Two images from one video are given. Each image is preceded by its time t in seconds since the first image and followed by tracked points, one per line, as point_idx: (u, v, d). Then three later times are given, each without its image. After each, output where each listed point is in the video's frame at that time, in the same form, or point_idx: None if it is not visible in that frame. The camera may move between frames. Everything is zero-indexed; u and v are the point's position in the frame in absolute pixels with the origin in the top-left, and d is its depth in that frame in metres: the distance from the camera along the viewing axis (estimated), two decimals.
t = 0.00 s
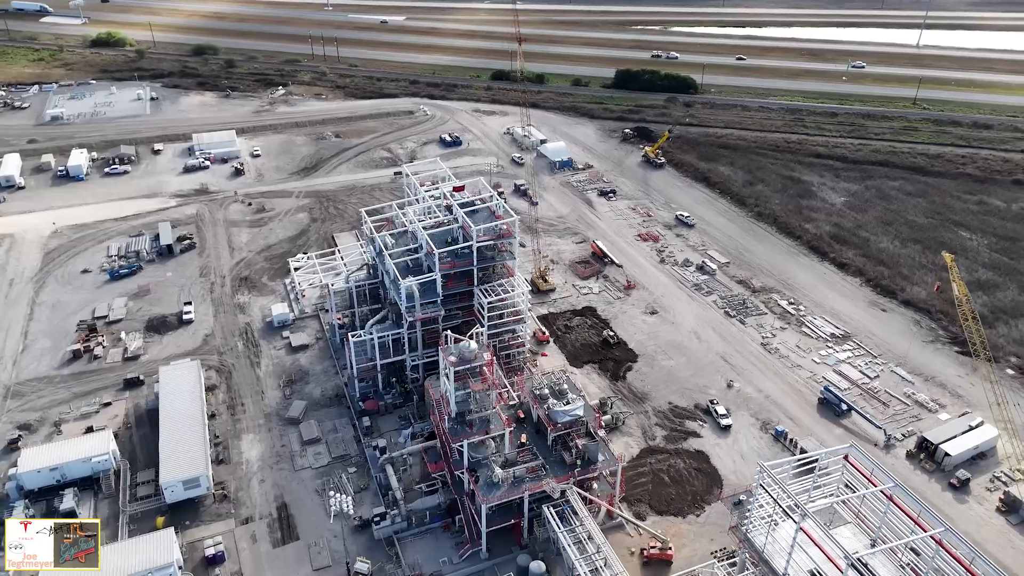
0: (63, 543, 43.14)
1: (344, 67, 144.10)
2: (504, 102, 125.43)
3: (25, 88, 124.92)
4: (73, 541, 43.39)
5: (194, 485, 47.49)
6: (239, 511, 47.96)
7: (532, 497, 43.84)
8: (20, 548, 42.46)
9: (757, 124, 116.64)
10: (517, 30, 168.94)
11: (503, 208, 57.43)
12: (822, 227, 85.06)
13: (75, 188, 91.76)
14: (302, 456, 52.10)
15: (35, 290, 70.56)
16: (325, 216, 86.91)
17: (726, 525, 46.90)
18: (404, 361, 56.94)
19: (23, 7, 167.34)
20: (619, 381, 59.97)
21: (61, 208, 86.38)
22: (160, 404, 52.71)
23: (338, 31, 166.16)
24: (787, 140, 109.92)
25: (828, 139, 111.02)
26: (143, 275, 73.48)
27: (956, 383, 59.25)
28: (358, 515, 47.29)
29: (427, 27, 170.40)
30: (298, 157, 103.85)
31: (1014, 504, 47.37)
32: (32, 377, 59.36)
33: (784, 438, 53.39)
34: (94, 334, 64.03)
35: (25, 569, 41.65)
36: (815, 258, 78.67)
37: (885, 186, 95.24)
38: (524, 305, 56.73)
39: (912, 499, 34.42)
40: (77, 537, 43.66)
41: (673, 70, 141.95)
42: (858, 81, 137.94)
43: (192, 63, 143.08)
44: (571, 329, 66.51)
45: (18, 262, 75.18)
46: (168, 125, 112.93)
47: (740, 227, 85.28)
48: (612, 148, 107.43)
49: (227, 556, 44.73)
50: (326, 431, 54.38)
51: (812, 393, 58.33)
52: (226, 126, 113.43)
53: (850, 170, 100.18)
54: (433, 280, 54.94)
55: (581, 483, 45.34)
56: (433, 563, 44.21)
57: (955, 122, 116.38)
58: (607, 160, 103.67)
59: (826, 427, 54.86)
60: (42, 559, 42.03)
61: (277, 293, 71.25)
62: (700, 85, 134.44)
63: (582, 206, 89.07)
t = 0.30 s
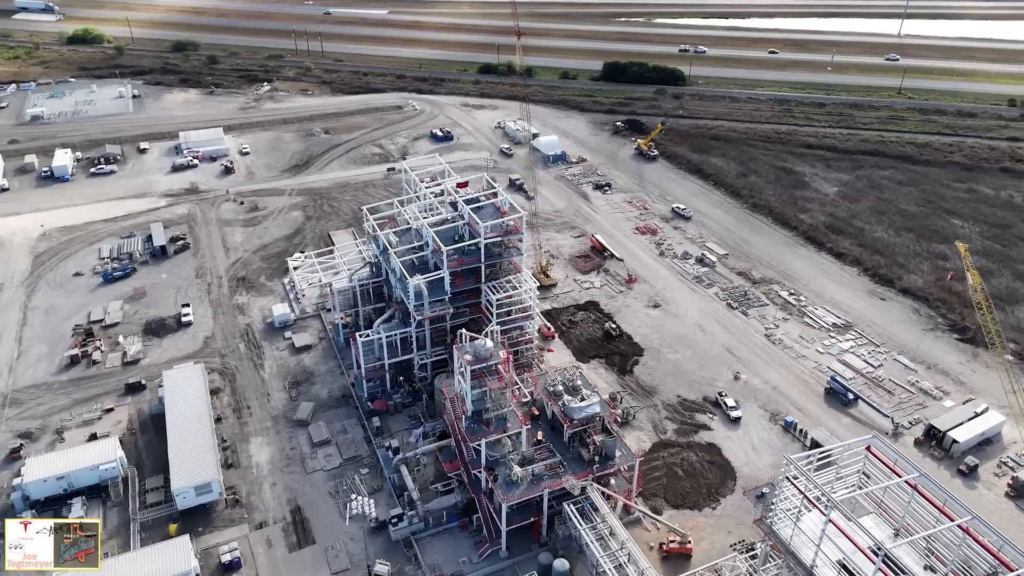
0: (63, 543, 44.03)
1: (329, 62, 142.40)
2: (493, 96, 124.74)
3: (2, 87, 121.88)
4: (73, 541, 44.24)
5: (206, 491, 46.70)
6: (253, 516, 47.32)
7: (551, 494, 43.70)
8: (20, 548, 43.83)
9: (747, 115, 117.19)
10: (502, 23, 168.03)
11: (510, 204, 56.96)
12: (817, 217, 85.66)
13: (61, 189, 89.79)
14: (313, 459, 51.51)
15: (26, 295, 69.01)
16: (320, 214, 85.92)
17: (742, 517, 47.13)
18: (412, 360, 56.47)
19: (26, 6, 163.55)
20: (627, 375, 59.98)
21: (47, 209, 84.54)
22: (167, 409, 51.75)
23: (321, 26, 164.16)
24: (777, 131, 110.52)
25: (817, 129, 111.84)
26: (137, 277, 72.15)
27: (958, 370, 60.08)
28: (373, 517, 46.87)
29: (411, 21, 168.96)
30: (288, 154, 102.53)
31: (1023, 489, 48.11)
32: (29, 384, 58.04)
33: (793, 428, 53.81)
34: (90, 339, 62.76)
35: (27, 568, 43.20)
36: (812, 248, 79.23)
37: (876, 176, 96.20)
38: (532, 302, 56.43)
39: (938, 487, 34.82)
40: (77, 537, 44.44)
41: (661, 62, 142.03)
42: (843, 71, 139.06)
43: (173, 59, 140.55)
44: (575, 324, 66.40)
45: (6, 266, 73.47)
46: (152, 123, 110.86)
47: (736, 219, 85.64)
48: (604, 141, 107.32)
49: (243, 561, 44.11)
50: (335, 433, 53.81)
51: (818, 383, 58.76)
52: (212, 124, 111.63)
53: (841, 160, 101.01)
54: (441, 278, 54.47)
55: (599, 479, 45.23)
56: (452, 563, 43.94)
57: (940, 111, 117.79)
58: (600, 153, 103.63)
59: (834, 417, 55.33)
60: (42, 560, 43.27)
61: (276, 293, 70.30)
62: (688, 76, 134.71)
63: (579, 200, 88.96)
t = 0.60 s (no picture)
0: (63, 543, 44.04)
1: (314, 59, 140.73)
2: (481, 91, 124.07)
3: None
4: (73, 541, 44.26)
5: (217, 497, 46.00)
6: (266, 521, 46.74)
7: (569, 492, 43.56)
8: (19, 548, 43.47)
9: (735, 108, 117.79)
10: (485, 18, 167.19)
11: (515, 201, 56.64)
12: (810, 209, 86.35)
13: (46, 192, 87.82)
14: (323, 462, 50.99)
15: (17, 301, 67.42)
16: (314, 213, 84.94)
17: (757, 510, 47.39)
18: (419, 360, 56.10)
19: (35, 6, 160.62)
20: (633, 371, 60.06)
21: (33, 213, 82.65)
22: (174, 415, 50.89)
23: (302, 22, 162.12)
24: (766, 123, 111.20)
25: (805, 121, 112.75)
26: (131, 281, 70.81)
27: (958, 358, 60.98)
28: (388, 520, 46.51)
29: (394, 16, 167.49)
30: (277, 153, 101.24)
31: None
32: (26, 393, 56.73)
33: (801, 420, 54.27)
34: (87, 345, 61.48)
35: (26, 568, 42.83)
36: (807, 240, 79.84)
37: (866, 167, 97.20)
38: (539, 300, 56.26)
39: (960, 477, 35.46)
40: (77, 537, 44.44)
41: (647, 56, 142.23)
42: (827, 63, 140.23)
43: (153, 58, 138.01)
44: (578, 320, 66.32)
45: None
46: (136, 123, 108.79)
47: (731, 212, 86.01)
48: (596, 136, 107.28)
49: (259, 568, 43.54)
50: (344, 435, 53.28)
51: (823, 374, 59.29)
52: (197, 123, 109.79)
53: (831, 152, 101.90)
54: (449, 277, 54.02)
55: (615, 476, 45.21)
56: (471, 564, 43.73)
57: (924, 102, 119.27)
58: (592, 148, 103.56)
59: (840, 408, 55.85)
60: (41, 559, 42.99)
61: (275, 295, 69.37)
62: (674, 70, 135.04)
63: (574, 196, 88.83)
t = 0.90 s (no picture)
0: (63, 543, 43.85)
1: (296, 57, 138.98)
2: (468, 87, 123.36)
3: None
4: (73, 541, 44.06)
5: (228, 504, 45.28)
6: (277, 527, 46.13)
7: (586, 489, 43.44)
8: (19, 547, 43.37)
9: (721, 101, 118.47)
10: (467, 13, 166.32)
11: (519, 199, 56.25)
12: (802, 201, 87.09)
13: (29, 196, 85.77)
14: (332, 465, 50.42)
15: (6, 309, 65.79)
16: (306, 213, 83.92)
17: (769, 502, 47.75)
18: (425, 360, 55.75)
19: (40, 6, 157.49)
20: (637, 366, 60.19)
21: (16, 217, 80.66)
22: (178, 421, 49.99)
23: (282, 19, 159.95)
24: (753, 116, 111.94)
25: (790, 113, 113.71)
26: (123, 285, 69.44)
27: (955, 346, 61.91)
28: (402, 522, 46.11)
29: (375, 12, 165.96)
30: (265, 153, 99.87)
31: None
32: (21, 402, 55.38)
33: (807, 412, 54.78)
34: (82, 352, 60.20)
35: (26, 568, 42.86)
36: (801, 232, 80.52)
37: (853, 158, 98.27)
38: (544, 297, 56.23)
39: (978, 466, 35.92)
40: (77, 537, 44.23)
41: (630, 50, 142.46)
42: (808, 56, 141.49)
43: (130, 57, 135.35)
44: (579, 316, 66.31)
45: None
46: (117, 124, 106.61)
47: (724, 206, 86.46)
48: (585, 131, 107.25)
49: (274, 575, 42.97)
50: (352, 438, 52.76)
51: (825, 365, 59.89)
52: (180, 123, 107.86)
53: (818, 144, 102.86)
54: (454, 276, 53.57)
55: (631, 473, 45.16)
56: (488, 564, 43.55)
57: (906, 93, 120.84)
58: (582, 143, 103.53)
59: (844, 398, 56.45)
60: (41, 559, 42.97)
61: (272, 297, 68.42)
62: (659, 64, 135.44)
63: (567, 191, 88.74)
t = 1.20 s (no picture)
0: (63, 544, 42.72)
1: (277, 55, 137.25)
2: (454, 84, 122.64)
3: None
4: (73, 541, 42.95)
5: (236, 511, 44.69)
6: (287, 533, 45.63)
7: (598, 487, 43.47)
8: (19, 548, 42.25)
9: (707, 95, 119.01)
10: (449, 9, 165.35)
11: (519, 196, 55.88)
12: (792, 194, 87.77)
13: (11, 201, 83.84)
14: (340, 469, 49.96)
15: None
16: (298, 213, 82.94)
17: (777, 495, 48.13)
18: (428, 360, 55.43)
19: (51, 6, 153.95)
20: (639, 362, 60.29)
21: None
22: (181, 428, 49.21)
23: (261, 17, 157.89)
24: (739, 110, 112.56)
25: (776, 107, 114.49)
26: (114, 290, 68.12)
27: (950, 335, 62.83)
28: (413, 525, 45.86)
29: (356, 9, 164.44)
30: (252, 153, 98.53)
31: None
32: (16, 413, 54.10)
33: (809, 404, 55.28)
34: (76, 359, 58.96)
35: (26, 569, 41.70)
36: (793, 225, 81.14)
37: (840, 150, 99.20)
38: (546, 295, 56.07)
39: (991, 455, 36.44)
40: (77, 537, 43.13)
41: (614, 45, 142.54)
42: (790, 49, 142.52)
43: (108, 56, 132.76)
44: (579, 312, 66.27)
45: None
46: (98, 126, 104.48)
47: (716, 200, 86.87)
48: (574, 127, 107.13)
49: None
50: (357, 440, 52.29)
51: (824, 357, 60.47)
52: (163, 124, 106.05)
53: (805, 137, 103.70)
54: (457, 275, 53.13)
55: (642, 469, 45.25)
56: (503, 564, 43.47)
57: (888, 85, 122.28)
58: (572, 138, 103.45)
59: (845, 389, 57.06)
60: (41, 560, 41.80)
61: (267, 299, 67.53)
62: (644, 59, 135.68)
63: (560, 188, 88.62)
